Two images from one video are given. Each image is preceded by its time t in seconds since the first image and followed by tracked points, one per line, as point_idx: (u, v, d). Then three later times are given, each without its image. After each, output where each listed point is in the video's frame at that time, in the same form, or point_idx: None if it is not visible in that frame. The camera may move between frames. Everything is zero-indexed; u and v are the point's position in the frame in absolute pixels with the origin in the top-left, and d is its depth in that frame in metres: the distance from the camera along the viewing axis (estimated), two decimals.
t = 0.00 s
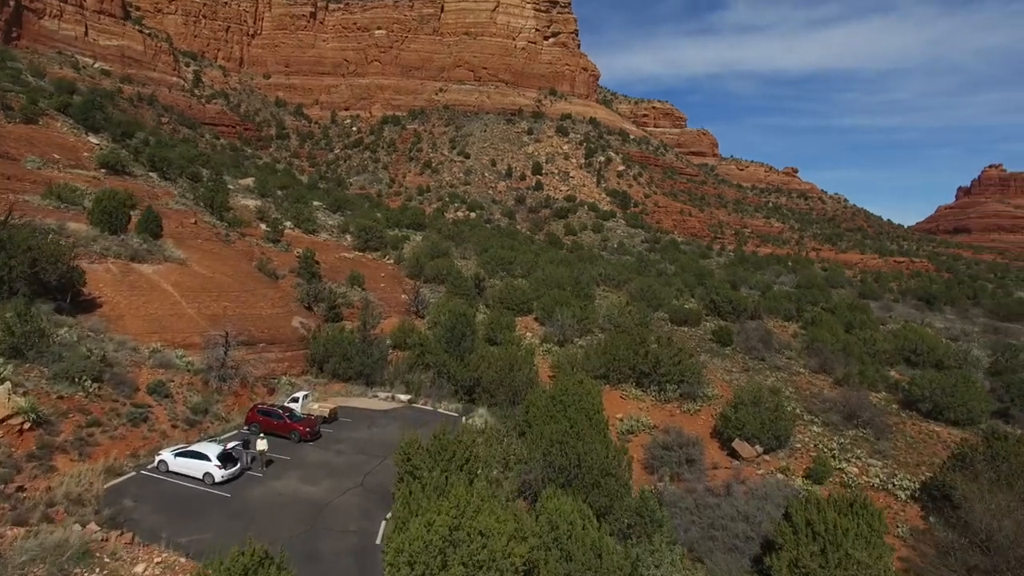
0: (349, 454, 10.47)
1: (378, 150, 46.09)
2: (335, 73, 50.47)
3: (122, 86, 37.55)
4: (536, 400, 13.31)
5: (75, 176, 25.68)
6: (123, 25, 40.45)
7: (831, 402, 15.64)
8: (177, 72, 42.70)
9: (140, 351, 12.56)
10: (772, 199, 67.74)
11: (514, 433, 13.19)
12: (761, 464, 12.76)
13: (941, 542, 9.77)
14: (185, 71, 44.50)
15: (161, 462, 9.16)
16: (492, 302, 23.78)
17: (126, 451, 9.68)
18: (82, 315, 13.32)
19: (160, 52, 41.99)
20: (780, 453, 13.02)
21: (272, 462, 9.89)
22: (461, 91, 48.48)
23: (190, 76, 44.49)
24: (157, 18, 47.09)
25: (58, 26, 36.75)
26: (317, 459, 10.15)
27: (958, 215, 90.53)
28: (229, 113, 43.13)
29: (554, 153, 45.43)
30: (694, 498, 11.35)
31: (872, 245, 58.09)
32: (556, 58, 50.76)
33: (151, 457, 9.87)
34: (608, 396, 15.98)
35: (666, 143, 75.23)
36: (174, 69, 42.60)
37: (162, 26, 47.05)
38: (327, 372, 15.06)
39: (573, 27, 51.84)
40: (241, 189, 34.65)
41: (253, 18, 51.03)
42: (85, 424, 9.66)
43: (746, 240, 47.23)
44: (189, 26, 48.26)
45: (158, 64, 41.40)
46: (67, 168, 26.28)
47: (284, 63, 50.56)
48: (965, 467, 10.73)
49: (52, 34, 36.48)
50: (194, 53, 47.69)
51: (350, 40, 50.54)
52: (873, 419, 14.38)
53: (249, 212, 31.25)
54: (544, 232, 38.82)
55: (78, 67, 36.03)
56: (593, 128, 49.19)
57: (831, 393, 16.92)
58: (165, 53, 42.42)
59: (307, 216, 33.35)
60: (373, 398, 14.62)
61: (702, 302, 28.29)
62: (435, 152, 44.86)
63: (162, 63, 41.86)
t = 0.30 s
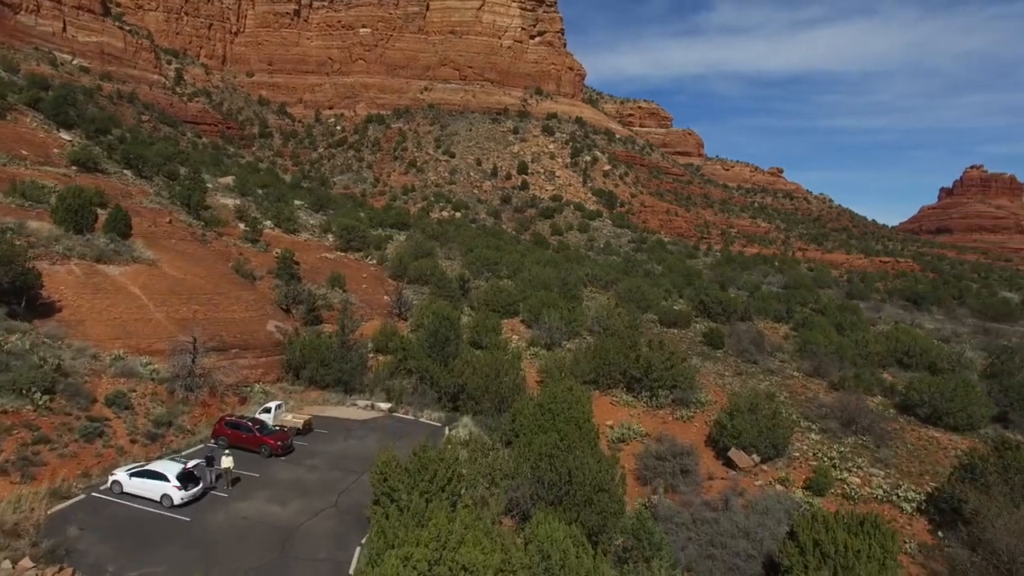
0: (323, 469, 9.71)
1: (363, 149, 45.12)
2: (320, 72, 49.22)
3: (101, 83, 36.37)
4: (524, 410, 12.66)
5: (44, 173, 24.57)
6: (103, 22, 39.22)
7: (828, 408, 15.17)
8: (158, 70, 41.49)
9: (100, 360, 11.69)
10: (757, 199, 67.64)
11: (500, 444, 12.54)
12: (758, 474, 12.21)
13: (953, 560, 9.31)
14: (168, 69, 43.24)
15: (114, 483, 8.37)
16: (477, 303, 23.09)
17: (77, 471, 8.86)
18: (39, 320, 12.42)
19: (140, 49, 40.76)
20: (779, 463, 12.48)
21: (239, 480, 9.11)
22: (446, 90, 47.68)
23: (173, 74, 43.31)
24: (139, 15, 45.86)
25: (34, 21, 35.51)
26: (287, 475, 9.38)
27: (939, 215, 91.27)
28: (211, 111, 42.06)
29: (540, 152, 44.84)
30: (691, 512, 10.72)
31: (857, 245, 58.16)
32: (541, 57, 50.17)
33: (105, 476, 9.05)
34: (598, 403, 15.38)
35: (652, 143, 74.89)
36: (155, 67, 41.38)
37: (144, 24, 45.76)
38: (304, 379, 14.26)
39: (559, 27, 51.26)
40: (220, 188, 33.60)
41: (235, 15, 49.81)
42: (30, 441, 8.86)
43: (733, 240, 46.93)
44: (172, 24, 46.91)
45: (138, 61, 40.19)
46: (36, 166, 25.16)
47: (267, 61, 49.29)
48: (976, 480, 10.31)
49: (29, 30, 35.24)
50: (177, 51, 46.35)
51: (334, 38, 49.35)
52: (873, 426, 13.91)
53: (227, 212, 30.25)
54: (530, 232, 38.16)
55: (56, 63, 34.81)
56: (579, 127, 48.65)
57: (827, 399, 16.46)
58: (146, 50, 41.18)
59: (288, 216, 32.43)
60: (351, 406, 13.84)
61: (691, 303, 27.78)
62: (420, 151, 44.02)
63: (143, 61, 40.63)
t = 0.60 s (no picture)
0: (292, 488, 8.98)
1: (344, 148, 44.13)
2: (302, 70, 47.81)
3: (75, 79, 35.18)
4: (509, 418, 12.18)
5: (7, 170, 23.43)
6: (76, 16, 38.00)
7: (822, 413, 14.73)
8: (135, 65, 40.15)
9: (52, 371, 10.90)
10: (740, 199, 67.64)
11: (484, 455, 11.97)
12: (754, 485, 11.71)
13: None
14: (145, 65, 41.71)
15: (56, 510, 7.60)
16: (460, 305, 22.41)
17: (13, 497, 8.20)
18: None
19: (117, 44, 39.46)
20: (774, 472, 11.99)
21: (198, 501, 8.37)
22: (430, 89, 46.85)
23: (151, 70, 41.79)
24: (115, 9, 44.48)
25: (3, 13, 34.17)
26: (252, 496, 8.63)
27: (917, 215, 92.21)
28: (189, 108, 40.87)
29: (524, 151, 44.25)
30: (685, 526, 10.16)
31: (839, 245, 58.33)
32: (525, 57, 49.57)
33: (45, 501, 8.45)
34: (586, 409, 14.80)
35: (636, 142, 74.64)
36: (132, 63, 40.02)
37: (121, 19, 44.38)
38: (276, 387, 13.50)
39: (543, 26, 50.70)
40: (195, 186, 32.51)
41: (215, 11, 48.37)
42: None
43: (716, 240, 46.69)
44: (149, 19, 45.47)
45: (114, 57, 38.86)
46: None
47: (248, 58, 47.86)
48: (982, 491, 9.91)
49: None
50: (154, 47, 45.00)
51: (316, 36, 47.82)
52: (870, 433, 13.47)
53: (202, 211, 29.23)
54: (513, 232, 37.53)
55: (28, 58, 33.58)
56: (562, 127, 48.14)
57: (820, 404, 16.05)
58: (123, 45, 39.73)
59: (266, 215, 31.51)
60: (326, 416, 13.10)
61: (678, 304, 27.32)
62: (402, 150, 43.19)
63: (120, 57, 39.25)
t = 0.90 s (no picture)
0: (257, 510, 8.26)
1: (324, 147, 43.11)
2: (281, 68, 46.62)
3: (45, 74, 33.91)
4: (492, 429, 11.64)
5: None
6: (45, 8, 36.51)
7: (815, 418, 14.30)
8: (108, 61, 38.73)
9: None
10: (721, 199, 67.65)
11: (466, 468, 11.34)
12: (749, 495, 11.23)
13: None
14: (120, 61, 40.30)
15: None
16: (440, 307, 21.72)
17: None
18: None
19: (89, 39, 38.10)
20: (769, 482, 11.52)
21: (149, 529, 7.65)
22: (411, 88, 46.02)
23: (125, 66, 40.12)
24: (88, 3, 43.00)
25: None
26: (210, 521, 7.89)
27: (894, 215, 93.20)
28: (166, 105, 39.47)
29: (506, 151, 43.66)
30: (680, 543, 9.62)
31: (820, 246, 58.53)
32: (507, 56, 48.96)
33: None
34: (572, 416, 14.25)
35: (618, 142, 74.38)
36: (105, 58, 38.64)
37: (94, 12, 42.81)
38: (244, 396, 12.69)
39: (526, 25, 50.16)
40: (167, 184, 31.38)
41: (191, 6, 46.71)
42: None
43: (698, 240, 46.46)
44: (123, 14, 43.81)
45: (86, 52, 37.52)
46: None
47: (226, 54, 46.22)
48: (987, 502, 9.49)
49: None
50: (130, 42, 43.39)
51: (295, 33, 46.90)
52: (865, 439, 13.07)
53: (173, 209, 28.16)
54: (495, 232, 36.88)
55: None
56: (544, 126, 47.62)
57: (811, 409, 15.65)
58: (95, 40, 38.42)
59: (241, 214, 30.57)
60: (298, 426, 12.32)
61: (663, 306, 26.88)
62: (383, 149, 42.32)
63: (92, 52, 37.92)
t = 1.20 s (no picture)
0: (216, 536, 7.55)
1: (303, 145, 41.96)
2: (259, 65, 45.03)
3: (8, 67, 32.50)
4: (474, 440, 11.06)
5: None
6: None
7: (807, 423, 13.88)
8: (78, 55, 37.27)
9: None
10: (701, 199, 67.67)
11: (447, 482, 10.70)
12: (743, 506, 10.75)
13: None
14: (90, 55, 38.79)
15: None
16: (420, 309, 21.03)
17: None
18: None
19: (57, 32, 36.68)
20: (763, 492, 11.05)
21: (89, 562, 6.91)
22: (391, 86, 45.13)
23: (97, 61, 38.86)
24: None
25: None
26: (162, 550, 7.17)
27: (871, 216, 94.28)
28: (139, 101, 38.08)
29: (487, 150, 43.05)
30: (674, 561, 9.07)
31: (800, 246, 58.72)
32: (489, 55, 48.33)
33: None
34: (558, 423, 13.68)
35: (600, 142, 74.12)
36: (74, 52, 37.16)
37: (62, 4, 40.72)
38: (208, 407, 11.89)
39: (507, 24, 49.58)
40: (136, 181, 30.17)
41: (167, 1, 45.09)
42: None
43: (680, 240, 46.25)
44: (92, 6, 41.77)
45: (52, 45, 36.08)
46: None
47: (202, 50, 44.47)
48: (993, 514, 9.05)
49: None
50: (101, 36, 41.56)
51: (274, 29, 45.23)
52: (860, 445, 12.66)
53: (142, 208, 27.03)
54: (476, 232, 36.21)
55: None
56: (526, 126, 47.10)
57: (802, 413, 15.24)
58: (64, 34, 36.95)
59: (215, 213, 29.56)
60: (267, 439, 11.52)
61: (648, 307, 26.44)
62: (363, 148, 41.44)
63: (60, 45, 36.45)
